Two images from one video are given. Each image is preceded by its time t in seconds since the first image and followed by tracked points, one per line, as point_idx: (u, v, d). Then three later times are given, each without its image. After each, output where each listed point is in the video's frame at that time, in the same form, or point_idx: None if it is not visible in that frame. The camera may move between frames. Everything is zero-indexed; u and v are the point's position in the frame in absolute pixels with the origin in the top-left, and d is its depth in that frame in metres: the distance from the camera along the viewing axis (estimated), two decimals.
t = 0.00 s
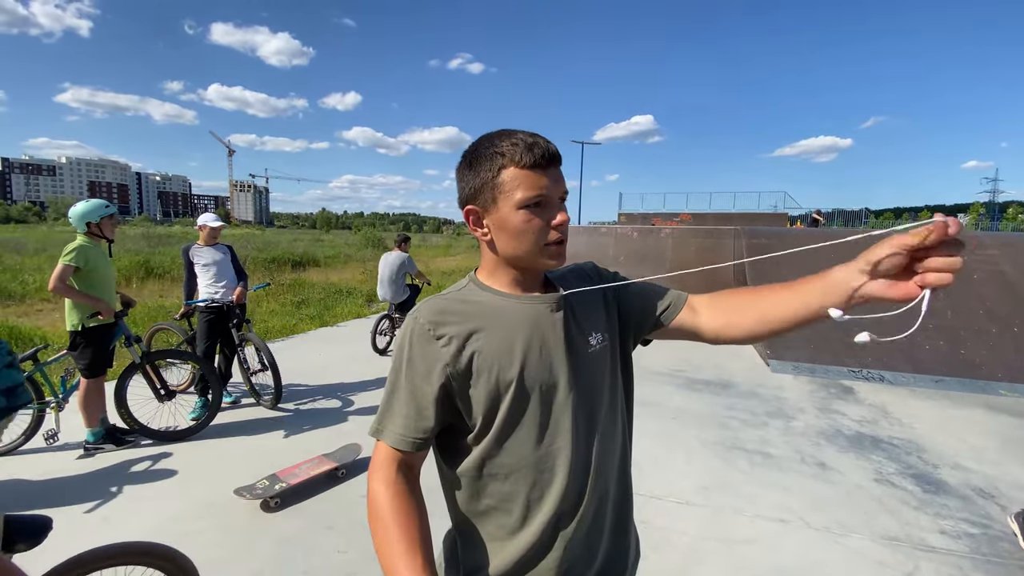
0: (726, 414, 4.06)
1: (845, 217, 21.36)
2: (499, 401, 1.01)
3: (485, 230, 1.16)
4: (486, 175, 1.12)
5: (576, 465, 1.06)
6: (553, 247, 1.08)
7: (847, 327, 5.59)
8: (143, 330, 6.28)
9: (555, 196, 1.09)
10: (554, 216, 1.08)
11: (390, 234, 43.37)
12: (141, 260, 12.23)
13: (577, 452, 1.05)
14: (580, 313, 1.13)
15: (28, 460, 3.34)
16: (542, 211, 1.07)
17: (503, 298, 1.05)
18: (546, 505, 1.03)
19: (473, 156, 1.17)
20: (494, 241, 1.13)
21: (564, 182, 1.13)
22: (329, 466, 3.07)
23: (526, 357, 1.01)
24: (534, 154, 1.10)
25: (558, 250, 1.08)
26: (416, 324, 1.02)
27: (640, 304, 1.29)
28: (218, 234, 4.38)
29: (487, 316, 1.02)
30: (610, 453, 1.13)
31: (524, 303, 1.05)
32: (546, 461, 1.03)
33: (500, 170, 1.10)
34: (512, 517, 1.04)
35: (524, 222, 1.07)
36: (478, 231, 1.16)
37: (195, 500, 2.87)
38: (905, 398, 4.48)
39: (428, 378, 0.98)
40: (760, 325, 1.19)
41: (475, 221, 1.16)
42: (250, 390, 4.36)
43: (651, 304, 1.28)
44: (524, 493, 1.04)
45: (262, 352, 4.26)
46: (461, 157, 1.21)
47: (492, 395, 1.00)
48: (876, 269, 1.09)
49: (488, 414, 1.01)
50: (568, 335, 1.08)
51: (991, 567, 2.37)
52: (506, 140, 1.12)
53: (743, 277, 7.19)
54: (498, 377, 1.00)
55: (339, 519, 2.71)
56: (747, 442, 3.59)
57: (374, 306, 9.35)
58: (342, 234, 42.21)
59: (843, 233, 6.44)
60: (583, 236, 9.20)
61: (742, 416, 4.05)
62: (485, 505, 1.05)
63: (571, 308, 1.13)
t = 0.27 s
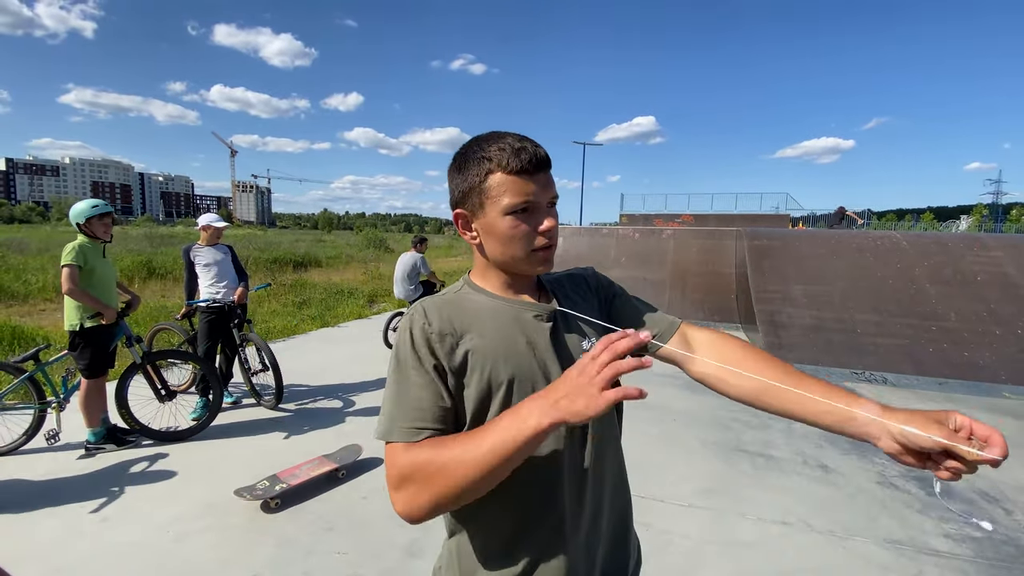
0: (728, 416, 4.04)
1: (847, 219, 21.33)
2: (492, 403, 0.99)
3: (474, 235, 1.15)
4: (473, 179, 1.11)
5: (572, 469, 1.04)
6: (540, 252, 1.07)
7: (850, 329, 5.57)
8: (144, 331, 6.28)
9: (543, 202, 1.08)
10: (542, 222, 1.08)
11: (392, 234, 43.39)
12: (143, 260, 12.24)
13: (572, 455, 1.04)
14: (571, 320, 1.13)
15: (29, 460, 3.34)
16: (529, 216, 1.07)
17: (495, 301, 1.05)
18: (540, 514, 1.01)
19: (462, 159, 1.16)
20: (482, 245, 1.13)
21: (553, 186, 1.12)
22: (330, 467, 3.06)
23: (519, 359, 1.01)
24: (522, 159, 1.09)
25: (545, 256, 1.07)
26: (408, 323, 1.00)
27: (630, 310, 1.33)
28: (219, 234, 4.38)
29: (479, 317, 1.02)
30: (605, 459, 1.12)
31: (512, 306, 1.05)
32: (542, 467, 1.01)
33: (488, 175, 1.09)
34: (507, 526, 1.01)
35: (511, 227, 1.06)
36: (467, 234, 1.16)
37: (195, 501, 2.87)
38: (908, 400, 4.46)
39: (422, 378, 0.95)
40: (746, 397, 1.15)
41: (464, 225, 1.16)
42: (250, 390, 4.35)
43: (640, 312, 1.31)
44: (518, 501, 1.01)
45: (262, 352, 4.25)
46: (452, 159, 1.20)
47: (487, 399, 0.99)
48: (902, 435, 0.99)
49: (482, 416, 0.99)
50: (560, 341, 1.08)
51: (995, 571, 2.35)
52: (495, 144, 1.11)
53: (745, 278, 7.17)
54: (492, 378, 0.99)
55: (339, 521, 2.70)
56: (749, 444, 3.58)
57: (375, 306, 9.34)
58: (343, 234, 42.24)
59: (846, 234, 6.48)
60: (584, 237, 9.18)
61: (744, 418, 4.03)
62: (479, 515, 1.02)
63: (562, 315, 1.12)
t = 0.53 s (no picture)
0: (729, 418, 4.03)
1: (848, 220, 21.33)
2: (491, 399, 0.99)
3: (473, 233, 1.15)
4: (471, 178, 1.11)
5: (570, 467, 1.03)
6: (538, 249, 1.06)
7: (852, 330, 5.55)
8: (144, 331, 6.27)
9: (540, 200, 1.07)
10: (538, 219, 1.06)
11: (393, 235, 43.41)
12: (144, 260, 12.24)
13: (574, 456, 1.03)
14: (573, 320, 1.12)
15: (29, 461, 3.34)
16: (526, 214, 1.06)
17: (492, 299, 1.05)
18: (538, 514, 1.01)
19: (461, 159, 1.15)
20: (480, 244, 1.12)
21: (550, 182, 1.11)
22: (330, 468, 3.05)
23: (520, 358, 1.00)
24: (518, 158, 1.08)
25: (542, 253, 1.06)
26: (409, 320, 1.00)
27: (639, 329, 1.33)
28: (219, 235, 4.37)
29: (479, 316, 1.02)
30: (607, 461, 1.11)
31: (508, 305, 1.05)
32: (541, 465, 1.01)
33: (485, 173, 1.09)
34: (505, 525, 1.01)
35: (508, 224, 1.05)
36: (465, 233, 1.16)
37: (195, 502, 2.86)
38: (910, 402, 4.45)
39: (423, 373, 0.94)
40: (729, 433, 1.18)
41: (463, 224, 1.15)
42: (251, 391, 4.35)
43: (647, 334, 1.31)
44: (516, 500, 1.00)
45: (262, 353, 4.25)
46: (452, 159, 1.20)
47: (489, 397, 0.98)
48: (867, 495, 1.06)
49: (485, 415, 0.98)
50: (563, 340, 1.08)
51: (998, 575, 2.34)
52: (492, 143, 1.11)
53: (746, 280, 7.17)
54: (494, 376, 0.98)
55: (339, 522, 2.69)
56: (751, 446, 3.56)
57: (376, 307, 9.32)
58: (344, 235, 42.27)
59: (847, 236, 6.53)
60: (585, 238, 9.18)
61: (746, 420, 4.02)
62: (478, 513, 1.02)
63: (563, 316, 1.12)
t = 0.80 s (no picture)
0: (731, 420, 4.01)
1: (850, 223, 21.33)
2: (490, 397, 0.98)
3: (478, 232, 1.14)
4: (478, 177, 1.10)
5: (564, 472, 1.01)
6: (544, 249, 1.05)
7: (854, 332, 5.53)
8: (144, 332, 6.26)
9: (548, 198, 1.06)
10: (545, 219, 1.05)
11: (393, 237, 43.42)
12: (145, 261, 12.26)
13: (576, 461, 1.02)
14: (573, 326, 1.12)
15: (28, 462, 3.33)
16: (532, 213, 1.04)
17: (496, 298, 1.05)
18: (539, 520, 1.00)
19: (467, 157, 1.15)
20: (486, 243, 1.11)
21: (557, 181, 1.10)
22: (330, 470, 3.03)
23: (524, 360, 1.00)
24: (525, 156, 1.07)
25: (548, 253, 1.04)
26: (412, 317, 0.99)
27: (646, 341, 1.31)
28: (219, 236, 4.36)
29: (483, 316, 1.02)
30: (609, 468, 1.09)
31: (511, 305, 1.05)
32: (539, 469, 0.99)
33: (491, 171, 1.07)
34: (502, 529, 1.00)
35: (514, 223, 1.04)
36: (471, 232, 1.14)
37: (194, 504, 2.85)
38: (913, 404, 4.43)
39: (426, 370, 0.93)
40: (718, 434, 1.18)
41: (468, 222, 1.14)
42: (250, 392, 4.33)
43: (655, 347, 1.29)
44: (514, 503, 0.99)
45: (263, 354, 4.23)
46: (458, 157, 1.19)
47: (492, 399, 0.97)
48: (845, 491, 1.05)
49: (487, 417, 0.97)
50: (566, 345, 1.08)
51: None
52: (499, 142, 1.10)
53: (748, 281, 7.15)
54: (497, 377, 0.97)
55: (339, 524, 2.68)
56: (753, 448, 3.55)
57: (376, 309, 9.30)
58: (345, 236, 42.29)
59: (848, 238, 6.53)
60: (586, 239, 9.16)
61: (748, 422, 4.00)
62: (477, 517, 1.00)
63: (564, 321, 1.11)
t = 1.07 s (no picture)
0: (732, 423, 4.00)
1: (850, 225, 21.33)
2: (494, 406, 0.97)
3: (484, 233, 1.13)
4: (483, 178, 1.09)
5: (568, 482, 1.01)
6: (550, 253, 1.03)
7: (855, 334, 5.51)
8: (145, 334, 6.26)
9: (553, 202, 1.04)
10: (549, 222, 1.03)
11: (394, 238, 43.45)
12: (146, 262, 12.27)
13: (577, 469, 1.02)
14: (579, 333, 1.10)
15: (27, 465, 3.32)
16: (537, 216, 1.03)
17: (502, 304, 1.04)
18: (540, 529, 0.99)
19: (475, 158, 1.14)
20: (490, 245, 1.10)
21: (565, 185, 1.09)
22: (330, 473, 3.02)
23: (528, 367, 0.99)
24: (532, 159, 1.06)
25: (551, 257, 1.03)
26: (415, 322, 0.98)
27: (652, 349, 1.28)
28: (219, 237, 4.36)
29: (485, 321, 1.01)
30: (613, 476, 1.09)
31: (514, 310, 1.04)
32: (542, 477, 0.99)
33: (497, 173, 1.07)
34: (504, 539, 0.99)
35: (519, 226, 1.03)
36: (477, 233, 1.14)
37: (195, 507, 2.84)
38: (915, 407, 4.42)
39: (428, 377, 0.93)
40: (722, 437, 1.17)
41: (474, 223, 1.14)
42: (251, 394, 4.33)
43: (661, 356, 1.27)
44: (517, 512, 0.99)
45: (263, 356, 4.23)
46: (467, 159, 1.18)
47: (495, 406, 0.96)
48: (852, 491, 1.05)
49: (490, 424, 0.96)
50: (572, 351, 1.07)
51: None
52: (507, 144, 1.10)
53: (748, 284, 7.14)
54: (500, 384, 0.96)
55: (340, 527, 2.67)
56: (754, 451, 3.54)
57: (376, 310, 9.30)
58: (345, 238, 42.30)
59: (850, 240, 6.53)
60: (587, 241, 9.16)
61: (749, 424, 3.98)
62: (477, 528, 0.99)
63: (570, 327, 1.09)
